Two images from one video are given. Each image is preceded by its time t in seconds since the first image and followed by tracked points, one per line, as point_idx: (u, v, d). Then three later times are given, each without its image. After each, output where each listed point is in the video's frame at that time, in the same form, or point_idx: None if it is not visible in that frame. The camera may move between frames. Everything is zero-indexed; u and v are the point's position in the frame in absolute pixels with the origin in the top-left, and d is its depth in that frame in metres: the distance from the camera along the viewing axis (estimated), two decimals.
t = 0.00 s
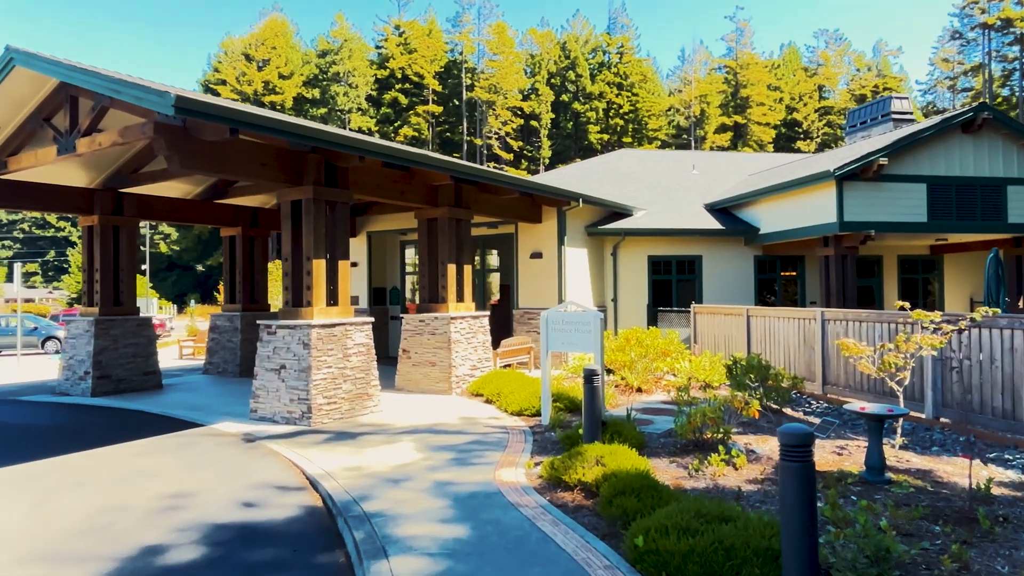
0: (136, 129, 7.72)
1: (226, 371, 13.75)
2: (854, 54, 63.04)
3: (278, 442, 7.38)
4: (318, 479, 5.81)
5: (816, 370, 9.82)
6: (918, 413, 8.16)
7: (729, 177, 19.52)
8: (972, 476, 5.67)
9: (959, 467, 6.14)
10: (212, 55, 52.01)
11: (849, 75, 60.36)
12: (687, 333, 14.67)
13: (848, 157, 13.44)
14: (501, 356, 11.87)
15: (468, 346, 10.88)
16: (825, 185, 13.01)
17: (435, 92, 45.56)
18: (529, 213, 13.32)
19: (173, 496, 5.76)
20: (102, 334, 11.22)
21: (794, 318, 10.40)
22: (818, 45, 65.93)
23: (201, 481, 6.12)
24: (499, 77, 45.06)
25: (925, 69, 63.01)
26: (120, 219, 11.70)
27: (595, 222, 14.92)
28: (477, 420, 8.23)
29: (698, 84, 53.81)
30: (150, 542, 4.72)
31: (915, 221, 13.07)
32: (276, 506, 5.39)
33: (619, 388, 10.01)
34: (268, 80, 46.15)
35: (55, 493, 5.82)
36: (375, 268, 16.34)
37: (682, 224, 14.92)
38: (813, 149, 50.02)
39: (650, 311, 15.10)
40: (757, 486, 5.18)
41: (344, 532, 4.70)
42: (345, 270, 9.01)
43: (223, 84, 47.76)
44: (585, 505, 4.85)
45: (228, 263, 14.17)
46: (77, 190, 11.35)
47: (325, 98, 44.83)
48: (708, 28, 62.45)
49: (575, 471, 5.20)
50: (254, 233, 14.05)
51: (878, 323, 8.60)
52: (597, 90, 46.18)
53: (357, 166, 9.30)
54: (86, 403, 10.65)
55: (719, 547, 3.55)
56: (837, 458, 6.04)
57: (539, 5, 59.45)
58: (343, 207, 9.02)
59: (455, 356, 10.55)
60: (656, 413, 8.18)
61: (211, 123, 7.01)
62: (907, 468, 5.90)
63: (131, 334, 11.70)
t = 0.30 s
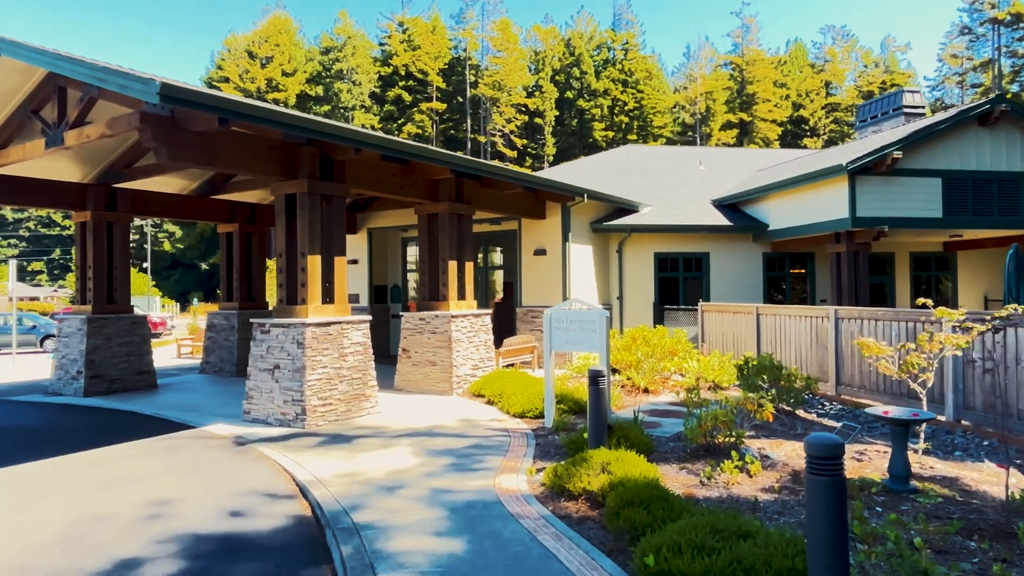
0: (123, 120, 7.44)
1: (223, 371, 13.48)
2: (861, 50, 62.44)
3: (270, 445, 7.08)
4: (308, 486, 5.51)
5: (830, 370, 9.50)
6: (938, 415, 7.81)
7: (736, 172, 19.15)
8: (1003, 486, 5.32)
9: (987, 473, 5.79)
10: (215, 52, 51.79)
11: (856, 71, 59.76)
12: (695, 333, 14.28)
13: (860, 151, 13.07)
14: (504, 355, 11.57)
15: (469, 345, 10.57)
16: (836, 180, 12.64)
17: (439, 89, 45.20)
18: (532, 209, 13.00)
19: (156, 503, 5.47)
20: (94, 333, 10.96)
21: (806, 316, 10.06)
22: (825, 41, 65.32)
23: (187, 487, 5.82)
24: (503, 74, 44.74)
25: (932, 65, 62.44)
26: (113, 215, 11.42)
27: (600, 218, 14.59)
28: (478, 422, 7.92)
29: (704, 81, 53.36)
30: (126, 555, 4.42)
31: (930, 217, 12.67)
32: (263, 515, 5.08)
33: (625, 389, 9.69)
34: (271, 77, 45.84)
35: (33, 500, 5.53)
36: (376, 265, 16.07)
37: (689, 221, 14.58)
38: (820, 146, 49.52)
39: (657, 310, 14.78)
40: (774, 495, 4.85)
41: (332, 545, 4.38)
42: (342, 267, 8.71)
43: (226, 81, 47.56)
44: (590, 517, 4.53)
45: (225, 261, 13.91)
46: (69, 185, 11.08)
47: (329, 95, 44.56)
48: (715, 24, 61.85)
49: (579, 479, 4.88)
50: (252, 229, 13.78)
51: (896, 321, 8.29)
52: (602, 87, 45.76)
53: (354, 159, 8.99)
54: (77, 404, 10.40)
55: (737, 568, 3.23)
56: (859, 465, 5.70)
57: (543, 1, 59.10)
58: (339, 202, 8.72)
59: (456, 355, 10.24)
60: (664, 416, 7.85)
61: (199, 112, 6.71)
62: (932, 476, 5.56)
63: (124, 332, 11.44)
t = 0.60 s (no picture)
0: (107, 113, 7.16)
1: (219, 373, 13.20)
2: (868, 48, 61.99)
3: (260, 454, 6.78)
4: (296, 499, 5.20)
5: (843, 374, 9.16)
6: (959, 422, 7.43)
7: (744, 171, 18.79)
8: None
9: (1017, 487, 5.44)
10: (218, 52, 51.66)
11: (863, 70, 59.29)
12: (701, 334, 14.03)
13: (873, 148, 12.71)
14: (506, 358, 11.27)
15: (470, 348, 10.25)
16: (848, 177, 12.27)
17: (442, 88, 44.88)
18: (535, 207, 12.67)
19: (136, 517, 5.17)
20: (86, 335, 10.70)
21: (818, 318, 9.73)
22: (830, 40, 64.78)
23: (169, 500, 5.52)
24: (507, 73, 44.48)
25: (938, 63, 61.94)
26: (106, 214, 11.15)
27: (605, 217, 14.26)
28: (478, 429, 7.60)
29: (709, 80, 52.99)
30: None
31: (945, 215, 12.28)
32: (247, 531, 4.77)
33: (631, 394, 9.35)
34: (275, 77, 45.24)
35: (7, 513, 5.24)
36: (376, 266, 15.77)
37: (696, 220, 14.24)
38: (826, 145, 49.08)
39: (663, 311, 14.44)
40: (793, 512, 4.51)
41: (317, 567, 4.07)
42: (336, 267, 8.41)
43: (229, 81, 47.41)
44: (595, 537, 4.20)
45: (221, 261, 13.55)
46: (61, 183, 10.80)
47: (332, 94, 44.33)
48: (720, 22, 61.34)
49: (583, 494, 4.55)
50: (249, 229, 13.50)
51: (913, 323, 8.02)
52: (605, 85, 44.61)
53: (350, 155, 8.68)
54: (68, 407, 10.12)
55: None
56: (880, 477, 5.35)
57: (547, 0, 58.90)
58: (334, 199, 8.41)
59: (456, 358, 9.92)
60: (671, 423, 7.52)
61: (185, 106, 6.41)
62: (959, 490, 5.21)
63: (117, 334, 11.17)
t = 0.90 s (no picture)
0: (89, 107, 6.90)
1: (214, 375, 12.95)
2: (874, 47, 61.50)
3: (247, 461, 6.49)
4: (281, 512, 4.90)
5: (855, 378, 8.83)
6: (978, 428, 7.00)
7: (750, 169, 18.43)
8: None
9: None
10: (220, 52, 51.48)
11: (869, 69, 58.81)
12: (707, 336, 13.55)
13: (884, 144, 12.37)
14: (506, 360, 11.00)
15: (469, 350, 9.94)
16: (859, 175, 11.92)
17: (445, 87, 44.59)
18: (537, 206, 12.36)
19: (112, 530, 4.88)
20: (76, 336, 10.45)
21: (829, 320, 9.41)
22: (836, 39, 64.33)
23: (147, 511, 5.24)
24: (510, 73, 44.20)
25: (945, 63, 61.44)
26: (97, 212, 10.89)
27: (608, 216, 13.95)
28: (476, 435, 7.29)
29: (714, 79, 52.63)
30: None
31: (959, 213, 11.90)
32: (226, 547, 4.48)
33: (635, 398, 9.01)
34: (276, 76, 45.20)
35: None
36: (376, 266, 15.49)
37: (702, 219, 13.92)
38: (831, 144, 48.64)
39: (668, 312, 14.13)
40: (810, 529, 4.19)
41: None
42: (330, 266, 8.11)
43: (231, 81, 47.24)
44: (597, 557, 3.88)
45: (216, 259, 13.39)
46: (50, 180, 10.55)
47: (334, 93, 44.09)
48: (725, 21, 60.93)
49: (585, 510, 4.24)
50: (245, 228, 13.24)
51: (928, 326, 7.73)
52: (610, 86, 44.95)
53: (344, 151, 8.38)
54: (56, 411, 9.87)
55: None
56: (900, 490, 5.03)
57: None
58: (327, 195, 8.12)
59: (455, 361, 9.61)
60: (678, 429, 7.21)
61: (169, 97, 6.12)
62: (985, 505, 4.87)
63: (108, 335, 10.92)
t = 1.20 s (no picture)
0: (71, 102, 6.62)
1: (207, 378, 12.68)
2: (877, 46, 61.12)
3: (234, 471, 6.20)
4: (264, 530, 4.62)
5: (868, 383, 8.53)
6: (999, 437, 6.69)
7: (755, 168, 18.13)
8: None
9: None
10: (220, 51, 51.26)
11: (873, 68, 58.40)
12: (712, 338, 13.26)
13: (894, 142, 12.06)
14: (506, 364, 10.66)
15: (467, 354, 9.65)
16: (868, 173, 11.61)
17: (446, 87, 44.30)
18: (538, 206, 12.07)
19: (85, 548, 4.60)
20: (64, 340, 10.19)
21: (840, 323, 9.11)
22: (839, 39, 64.03)
23: (125, 528, 4.96)
24: (512, 72, 43.94)
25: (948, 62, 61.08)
26: (87, 211, 10.62)
27: (611, 216, 13.66)
28: (474, 443, 6.99)
29: (717, 78, 52.29)
30: None
31: (972, 213, 11.59)
32: (204, 568, 4.20)
33: (639, 404, 8.71)
34: (277, 76, 44.84)
35: None
36: (374, 267, 15.21)
37: (706, 219, 13.63)
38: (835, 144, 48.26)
39: (672, 314, 13.83)
40: (829, 551, 3.89)
41: None
42: (323, 267, 7.83)
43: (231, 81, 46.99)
44: None
45: (210, 259, 13.30)
46: (39, 179, 10.29)
47: (334, 93, 43.83)
48: (728, 20, 60.58)
49: (588, 530, 3.95)
50: (240, 228, 12.97)
51: (945, 330, 7.45)
52: (613, 85, 44.70)
53: (338, 147, 8.09)
54: (43, 416, 9.61)
55: None
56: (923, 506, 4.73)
57: None
58: (320, 194, 7.83)
59: (453, 365, 9.32)
60: (684, 437, 6.90)
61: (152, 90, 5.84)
62: (1014, 523, 4.56)
63: (98, 338, 10.66)
